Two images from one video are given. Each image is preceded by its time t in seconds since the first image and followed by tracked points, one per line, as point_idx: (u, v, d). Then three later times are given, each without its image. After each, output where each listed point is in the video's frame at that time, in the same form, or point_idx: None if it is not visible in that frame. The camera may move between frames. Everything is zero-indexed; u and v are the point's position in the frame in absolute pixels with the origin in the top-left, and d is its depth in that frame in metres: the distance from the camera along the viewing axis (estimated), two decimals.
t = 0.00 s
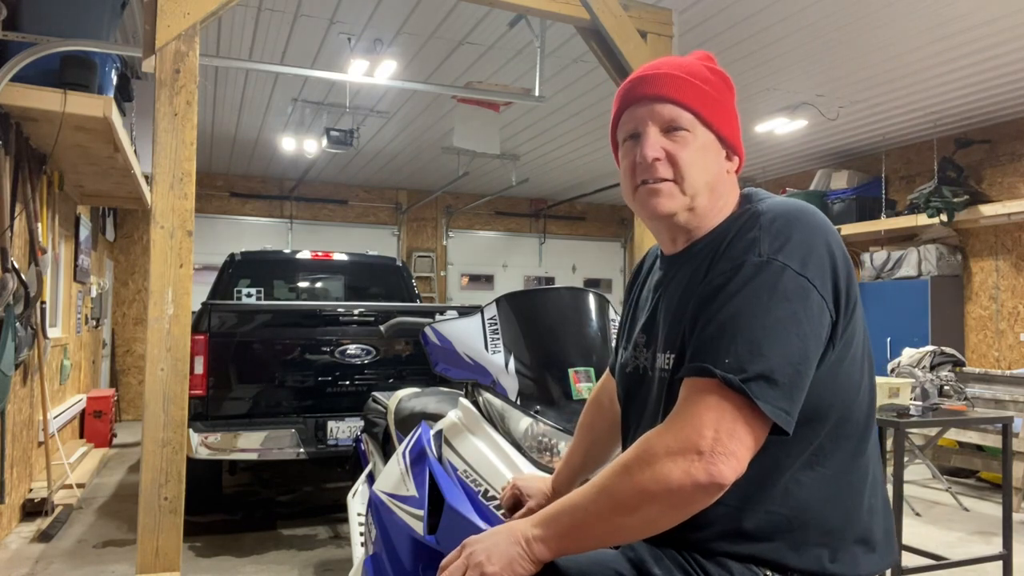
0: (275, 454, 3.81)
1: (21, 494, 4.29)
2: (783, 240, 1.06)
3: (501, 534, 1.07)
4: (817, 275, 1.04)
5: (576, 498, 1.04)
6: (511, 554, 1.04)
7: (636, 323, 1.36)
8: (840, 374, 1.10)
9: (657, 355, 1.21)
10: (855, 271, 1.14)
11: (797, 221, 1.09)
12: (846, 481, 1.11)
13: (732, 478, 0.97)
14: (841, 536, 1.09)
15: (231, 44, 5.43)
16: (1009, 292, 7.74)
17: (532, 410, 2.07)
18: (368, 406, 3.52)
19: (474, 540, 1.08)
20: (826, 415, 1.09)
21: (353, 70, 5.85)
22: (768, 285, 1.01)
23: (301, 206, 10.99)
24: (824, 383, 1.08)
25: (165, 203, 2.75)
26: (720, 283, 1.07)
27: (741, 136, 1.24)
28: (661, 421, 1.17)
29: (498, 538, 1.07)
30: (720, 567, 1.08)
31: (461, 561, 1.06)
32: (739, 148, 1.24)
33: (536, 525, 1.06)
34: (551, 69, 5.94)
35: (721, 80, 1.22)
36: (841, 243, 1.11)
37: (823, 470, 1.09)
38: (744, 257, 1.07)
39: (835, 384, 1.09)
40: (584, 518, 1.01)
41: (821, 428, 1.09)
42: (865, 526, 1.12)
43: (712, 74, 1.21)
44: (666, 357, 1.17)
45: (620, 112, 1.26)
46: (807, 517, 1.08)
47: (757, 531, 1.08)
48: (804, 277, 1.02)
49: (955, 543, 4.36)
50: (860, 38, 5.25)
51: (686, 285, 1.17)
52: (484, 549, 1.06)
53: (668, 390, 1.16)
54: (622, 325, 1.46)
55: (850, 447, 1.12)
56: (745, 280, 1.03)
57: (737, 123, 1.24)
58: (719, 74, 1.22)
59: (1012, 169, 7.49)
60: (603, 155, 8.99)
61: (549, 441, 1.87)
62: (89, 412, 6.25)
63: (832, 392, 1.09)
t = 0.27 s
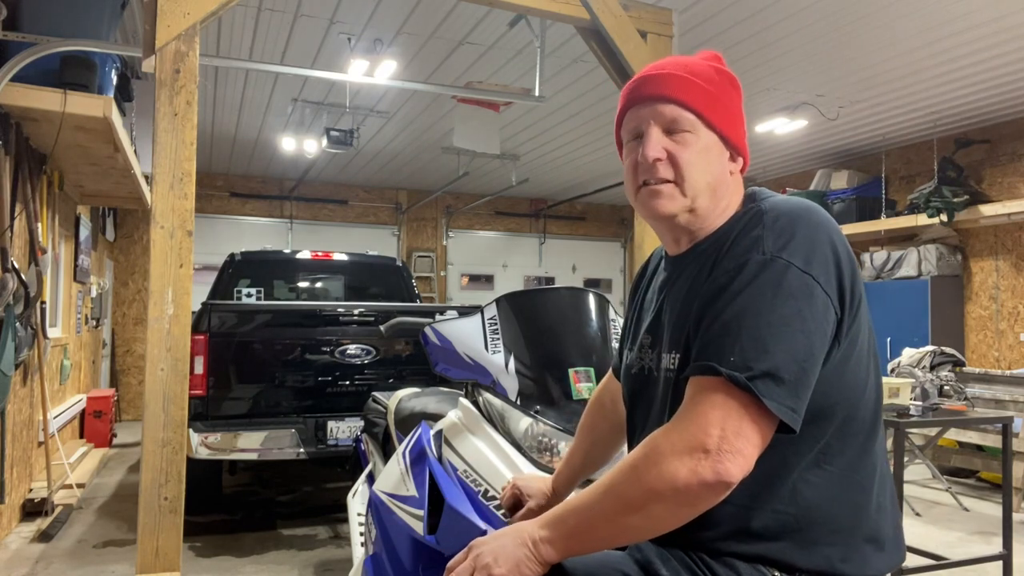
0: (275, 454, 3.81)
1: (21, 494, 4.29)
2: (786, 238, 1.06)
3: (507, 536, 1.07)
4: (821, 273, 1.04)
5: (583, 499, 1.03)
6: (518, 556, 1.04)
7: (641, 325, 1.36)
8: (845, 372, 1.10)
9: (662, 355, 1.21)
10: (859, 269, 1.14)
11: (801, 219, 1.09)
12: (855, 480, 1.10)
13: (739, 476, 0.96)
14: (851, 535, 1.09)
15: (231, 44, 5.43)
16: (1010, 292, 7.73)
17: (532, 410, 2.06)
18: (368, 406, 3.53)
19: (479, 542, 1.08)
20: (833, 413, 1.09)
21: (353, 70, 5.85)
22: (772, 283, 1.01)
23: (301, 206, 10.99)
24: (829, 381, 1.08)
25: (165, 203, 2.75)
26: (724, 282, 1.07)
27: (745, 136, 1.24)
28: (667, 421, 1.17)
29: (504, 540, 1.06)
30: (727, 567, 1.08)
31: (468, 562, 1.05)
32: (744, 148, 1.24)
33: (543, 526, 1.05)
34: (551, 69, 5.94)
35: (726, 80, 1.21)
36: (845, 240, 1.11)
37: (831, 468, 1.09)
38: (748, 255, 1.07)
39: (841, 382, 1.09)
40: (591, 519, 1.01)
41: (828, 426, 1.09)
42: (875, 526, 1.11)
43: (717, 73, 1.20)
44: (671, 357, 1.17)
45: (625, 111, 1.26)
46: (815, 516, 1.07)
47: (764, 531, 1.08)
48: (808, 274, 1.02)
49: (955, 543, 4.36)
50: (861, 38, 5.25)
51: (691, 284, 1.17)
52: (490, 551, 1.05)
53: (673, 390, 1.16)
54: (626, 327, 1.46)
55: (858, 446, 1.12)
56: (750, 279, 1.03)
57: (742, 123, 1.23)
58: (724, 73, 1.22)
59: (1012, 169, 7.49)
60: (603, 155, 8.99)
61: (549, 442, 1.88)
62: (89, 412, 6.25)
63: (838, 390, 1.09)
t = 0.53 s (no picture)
0: (275, 454, 3.81)
1: (21, 494, 4.29)
2: (791, 237, 1.06)
3: (515, 538, 1.06)
4: (827, 271, 1.04)
5: (590, 500, 1.03)
6: (525, 558, 1.03)
7: (644, 325, 1.36)
8: (851, 370, 1.10)
9: (667, 356, 1.21)
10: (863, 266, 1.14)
11: (806, 217, 1.09)
12: (862, 478, 1.10)
13: (747, 475, 0.96)
14: (858, 534, 1.09)
15: (230, 44, 5.43)
16: (1010, 292, 7.73)
17: (531, 410, 2.06)
18: (368, 406, 3.53)
19: (487, 543, 1.07)
20: (839, 411, 1.09)
21: (353, 70, 5.85)
22: (778, 282, 1.01)
23: (301, 206, 10.99)
24: (835, 379, 1.08)
25: (165, 203, 2.75)
26: (730, 281, 1.07)
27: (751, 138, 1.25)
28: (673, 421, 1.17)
29: (511, 542, 1.06)
30: (735, 567, 1.08)
31: (474, 564, 1.05)
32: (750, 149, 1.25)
33: (550, 528, 1.05)
34: (551, 68, 5.94)
35: (735, 81, 1.22)
36: (849, 237, 1.11)
37: (837, 467, 1.09)
38: (753, 254, 1.07)
39: (846, 380, 1.09)
40: (599, 520, 1.00)
41: (834, 425, 1.09)
42: (881, 523, 1.12)
43: (726, 74, 1.21)
44: (676, 357, 1.17)
45: (634, 112, 1.26)
46: (822, 515, 1.08)
47: (771, 531, 1.08)
48: (814, 273, 1.02)
49: (955, 543, 4.36)
50: (861, 38, 5.25)
51: (696, 284, 1.17)
52: (498, 553, 1.04)
53: (678, 390, 1.16)
54: (629, 327, 1.46)
55: (864, 444, 1.12)
56: (756, 278, 1.03)
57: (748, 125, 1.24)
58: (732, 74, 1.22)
59: (1013, 169, 7.49)
60: (603, 155, 8.98)
61: (549, 441, 1.88)
62: (90, 412, 6.25)
63: (844, 388, 1.09)
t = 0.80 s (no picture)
0: (275, 454, 3.81)
1: (21, 494, 4.29)
2: (802, 243, 1.06)
3: (520, 538, 1.06)
4: (837, 278, 1.03)
5: (597, 502, 1.03)
6: (530, 559, 1.03)
7: (648, 327, 1.36)
8: (858, 374, 1.10)
9: (672, 358, 1.21)
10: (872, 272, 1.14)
11: (816, 224, 1.09)
12: (866, 480, 1.11)
13: (756, 482, 0.96)
14: (862, 536, 1.09)
15: (231, 44, 5.43)
16: (1009, 292, 7.73)
17: (532, 410, 2.06)
18: (368, 406, 3.53)
19: (491, 543, 1.07)
20: (845, 414, 1.09)
21: (354, 70, 5.84)
22: (789, 288, 1.01)
23: (301, 206, 10.99)
24: (843, 383, 1.08)
25: (165, 203, 2.75)
26: (739, 287, 1.07)
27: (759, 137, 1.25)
28: (679, 425, 1.17)
29: (516, 542, 1.06)
30: (739, 568, 1.08)
31: (479, 564, 1.05)
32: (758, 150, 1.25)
33: (556, 529, 1.05)
34: (551, 69, 5.94)
35: (744, 81, 1.21)
36: (859, 244, 1.11)
37: (842, 469, 1.09)
38: (763, 260, 1.07)
39: (853, 384, 1.09)
40: (606, 522, 1.00)
41: (839, 428, 1.09)
42: (885, 525, 1.12)
43: (735, 74, 1.20)
44: (682, 361, 1.17)
45: (642, 113, 1.26)
46: (828, 517, 1.08)
47: (776, 532, 1.08)
48: (824, 280, 1.02)
49: (955, 543, 4.37)
50: (861, 38, 5.25)
51: (703, 287, 1.17)
52: (503, 553, 1.04)
53: (685, 393, 1.17)
54: (633, 328, 1.46)
55: (869, 447, 1.12)
56: (766, 284, 1.03)
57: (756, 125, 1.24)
58: (740, 74, 1.22)
59: (1012, 169, 7.49)
60: (603, 155, 8.99)
61: (549, 442, 1.88)
62: (89, 412, 6.25)
63: (850, 392, 1.09)
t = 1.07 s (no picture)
0: (275, 454, 3.81)
1: (21, 494, 4.29)
2: (804, 245, 1.06)
3: (520, 538, 1.06)
4: (839, 280, 1.03)
5: (597, 503, 1.03)
6: (530, 559, 1.03)
7: (650, 327, 1.36)
8: (859, 375, 1.10)
9: (674, 359, 1.21)
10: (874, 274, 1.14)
11: (818, 226, 1.09)
12: (867, 481, 1.11)
13: (756, 485, 0.96)
14: (863, 537, 1.09)
15: (231, 44, 5.43)
16: (1010, 292, 7.73)
17: (532, 410, 2.06)
18: (368, 406, 3.52)
19: (492, 543, 1.07)
20: (846, 415, 1.09)
21: (353, 70, 5.84)
22: (791, 290, 1.01)
23: (301, 206, 10.99)
24: (845, 384, 1.08)
25: (165, 203, 2.75)
26: (741, 289, 1.07)
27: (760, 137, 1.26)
28: (681, 426, 1.17)
29: (516, 541, 1.06)
30: (740, 569, 1.08)
31: (480, 563, 1.05)
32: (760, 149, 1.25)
33: (556, 529, 1.05)
34: (551, 68, 5.94)
35: (745, 81, 1.21)
36: (862, 247, 1.11)
37: (843, 470, 1.09)
38: (765, 262, 1.07)
39: (855, 385, 1.09)
40: (606, 523, 1.00)
41: (840, 429, 1.09)
42: (885, 527, 1.12)
43: (736, 73, 1.20)
44: (684, 362, 1.17)
45: (644, 114, 1.26)
46: (829, 518, 1.08)
47: (776, 533, 1.08)
48: (826, 282, 1.02)
49: (955, 543, 4.36)
50: (861, 38, 5.25)
51: (705, 288, 1.17)
52: (503, 553, 1.04)
53: (686, 393, 1.17)
54: (634, 328, 1.46)
55: (870, 448, 1.12)
56: (768, 286, 1.03)
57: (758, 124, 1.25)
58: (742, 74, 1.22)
59: (1012, 169, 7.49)
60: (603, 155, 8.99)
61: (549, 442, 1.88)
62: (89, 412, 6.25)
63: (852, 392, 1.09)
